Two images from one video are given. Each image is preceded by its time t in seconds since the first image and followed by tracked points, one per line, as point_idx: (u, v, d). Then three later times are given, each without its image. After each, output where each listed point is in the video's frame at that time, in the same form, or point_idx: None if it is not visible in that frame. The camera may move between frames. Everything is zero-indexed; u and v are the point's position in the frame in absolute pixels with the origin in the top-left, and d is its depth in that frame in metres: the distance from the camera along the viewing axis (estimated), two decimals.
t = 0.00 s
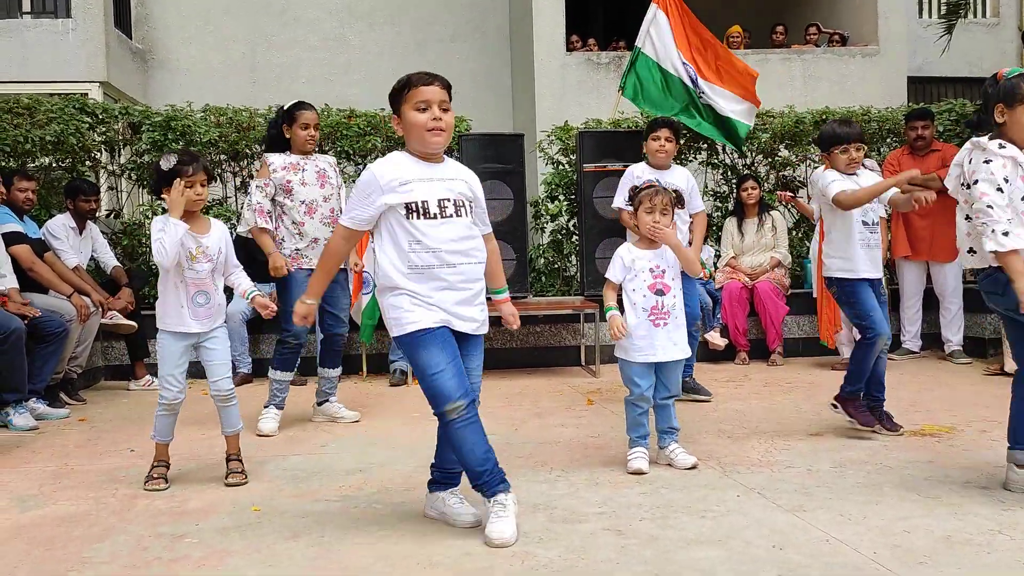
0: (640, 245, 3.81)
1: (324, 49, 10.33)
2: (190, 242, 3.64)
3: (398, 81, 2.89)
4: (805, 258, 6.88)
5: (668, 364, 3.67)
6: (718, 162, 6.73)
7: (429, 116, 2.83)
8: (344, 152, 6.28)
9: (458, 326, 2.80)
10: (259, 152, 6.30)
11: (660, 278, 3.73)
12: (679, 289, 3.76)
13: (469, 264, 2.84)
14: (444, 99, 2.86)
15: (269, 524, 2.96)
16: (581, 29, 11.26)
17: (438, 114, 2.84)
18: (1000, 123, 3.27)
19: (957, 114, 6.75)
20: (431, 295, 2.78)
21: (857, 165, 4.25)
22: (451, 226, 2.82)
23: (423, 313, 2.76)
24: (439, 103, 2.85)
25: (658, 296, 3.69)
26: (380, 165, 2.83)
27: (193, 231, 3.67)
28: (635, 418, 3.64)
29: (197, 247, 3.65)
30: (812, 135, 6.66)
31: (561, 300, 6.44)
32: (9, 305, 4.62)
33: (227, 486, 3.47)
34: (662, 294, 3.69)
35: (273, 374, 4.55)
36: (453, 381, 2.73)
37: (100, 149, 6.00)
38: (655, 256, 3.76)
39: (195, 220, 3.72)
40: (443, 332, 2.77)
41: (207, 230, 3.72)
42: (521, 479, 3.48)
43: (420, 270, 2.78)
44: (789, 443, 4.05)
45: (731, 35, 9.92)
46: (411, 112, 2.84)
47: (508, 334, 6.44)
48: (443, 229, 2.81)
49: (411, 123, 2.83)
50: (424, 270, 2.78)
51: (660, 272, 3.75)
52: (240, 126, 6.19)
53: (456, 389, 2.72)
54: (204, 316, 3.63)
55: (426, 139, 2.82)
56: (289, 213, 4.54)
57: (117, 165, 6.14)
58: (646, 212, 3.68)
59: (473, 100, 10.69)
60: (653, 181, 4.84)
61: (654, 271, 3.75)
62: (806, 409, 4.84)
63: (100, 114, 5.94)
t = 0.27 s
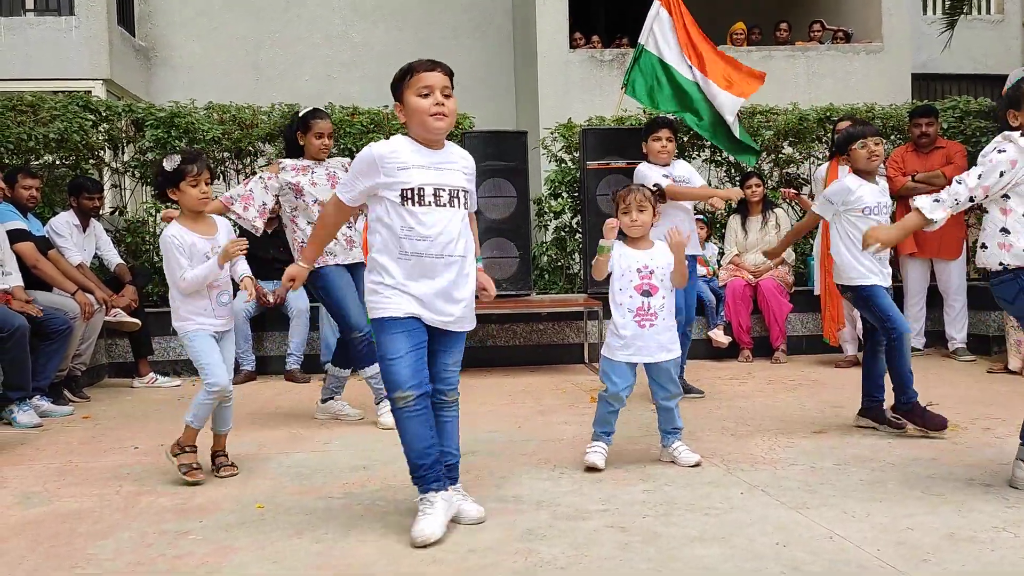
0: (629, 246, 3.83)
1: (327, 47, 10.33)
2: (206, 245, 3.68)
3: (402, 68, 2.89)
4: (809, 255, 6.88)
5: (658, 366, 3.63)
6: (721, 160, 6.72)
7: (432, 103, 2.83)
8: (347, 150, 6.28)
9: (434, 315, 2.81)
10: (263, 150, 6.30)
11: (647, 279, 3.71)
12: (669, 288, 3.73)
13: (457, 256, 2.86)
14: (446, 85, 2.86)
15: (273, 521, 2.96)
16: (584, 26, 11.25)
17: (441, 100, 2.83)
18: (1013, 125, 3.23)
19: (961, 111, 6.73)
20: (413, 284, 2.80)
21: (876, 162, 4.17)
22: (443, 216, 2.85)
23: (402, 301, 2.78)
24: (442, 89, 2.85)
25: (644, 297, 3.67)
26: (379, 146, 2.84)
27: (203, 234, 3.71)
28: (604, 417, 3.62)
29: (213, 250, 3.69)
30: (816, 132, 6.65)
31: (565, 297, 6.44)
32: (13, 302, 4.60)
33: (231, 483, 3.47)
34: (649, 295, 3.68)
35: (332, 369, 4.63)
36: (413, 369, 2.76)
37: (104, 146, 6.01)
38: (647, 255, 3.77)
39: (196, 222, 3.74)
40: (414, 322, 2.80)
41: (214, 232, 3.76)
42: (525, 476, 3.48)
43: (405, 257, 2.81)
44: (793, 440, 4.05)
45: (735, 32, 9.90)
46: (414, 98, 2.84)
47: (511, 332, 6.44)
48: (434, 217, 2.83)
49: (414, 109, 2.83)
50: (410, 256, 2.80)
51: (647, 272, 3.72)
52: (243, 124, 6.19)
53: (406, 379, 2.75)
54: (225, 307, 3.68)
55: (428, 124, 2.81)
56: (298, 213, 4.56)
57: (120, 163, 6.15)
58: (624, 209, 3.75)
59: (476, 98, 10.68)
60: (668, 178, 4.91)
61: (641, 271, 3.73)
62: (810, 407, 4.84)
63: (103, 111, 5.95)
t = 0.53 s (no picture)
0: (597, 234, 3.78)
1: (331, 44, 10.33)
2: (202, 244, 3.66)
3: (364, 69, 2.83)
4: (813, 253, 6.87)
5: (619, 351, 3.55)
6: (725, 157, 6.71)
7: (392, 112, 2.81)
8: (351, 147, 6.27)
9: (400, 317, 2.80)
10: (266, 147, 6.30)
11: (599, 259, 3.61)
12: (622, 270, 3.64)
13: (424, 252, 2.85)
14: (410, 95, 2.83)
15: (277, 517, 2.96)
16: (588, 23, 11.24)
17: (401, 110, 2.82)
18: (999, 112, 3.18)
19: (967, 107, 6.71)
20: (377, 281, 2.80)
21: (860, 163, 4.06)
22: (402, 209, 2.82)
23: (359, 299, 2.80)
24: (404, 99, 2.82)
25: (596, 278, 3.57)
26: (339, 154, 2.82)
27: (202, 231, 3.70)
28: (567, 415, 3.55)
29: (210, 250, 3.68)
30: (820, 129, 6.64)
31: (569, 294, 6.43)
32: (19, 299, 4.60)
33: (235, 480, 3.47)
34: (602, 276, 3.57)
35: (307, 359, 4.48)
36: (351, 383, 2.83)
37: (108, 144, 6.01)
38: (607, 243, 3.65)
39: (203, 219, 3.73)
40: (363, 332, 2.82)
41: (218, 228, 3.75)
42: (528, 473, 3.48)
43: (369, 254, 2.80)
44: (797, 437, 4.04)
45: (739, 28, 9.87)
46: (375, 106, 2.82)
47: (515, 329, 6.44)
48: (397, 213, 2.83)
49: (373, 117, 2.82)
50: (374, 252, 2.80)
51: (601, 254, 3.62)
52: (246, 121, 6.20)
53: (350, 391, 2.82)
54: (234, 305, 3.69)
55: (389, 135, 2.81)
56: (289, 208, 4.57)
57: (124, 160, 6.15)
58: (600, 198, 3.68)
59: (480, 95, 10.68)
60: (676, 184, 4.95)
61: (595, 253, 3.63)
62: (815, 404, 4.83)
63: (107, 109, 5.95)
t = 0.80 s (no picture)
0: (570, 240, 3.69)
1: (334, 40, 10.32)
2: (172, 238, 3.71)
3: (320, 65, 2.71)
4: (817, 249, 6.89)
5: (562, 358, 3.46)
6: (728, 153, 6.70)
7: (349, 110, 2.71)
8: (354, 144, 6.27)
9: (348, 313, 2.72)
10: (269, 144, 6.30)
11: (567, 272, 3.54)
12: (591, 283, 3.53)
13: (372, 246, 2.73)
14: (369, 91, 2.72)
15: (281, 514, 2.97)
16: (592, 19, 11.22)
17: (359, 108, 2.71)
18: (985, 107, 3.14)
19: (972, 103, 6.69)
20: (323, 279, 2.72)
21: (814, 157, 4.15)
22: (344, 205, 2.72)
23: (310, 298, 2.74)
24: (362, 96, 2.71)
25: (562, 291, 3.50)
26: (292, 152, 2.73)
27: (182, 226, 3.74)
28: (551, 417, 3.45)
29: (176, 243, 3.69)
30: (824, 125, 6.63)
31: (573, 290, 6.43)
32: (22, 296, 4.59)
33: (239, 477, 3.48)
34: (567, 290, 3.49)
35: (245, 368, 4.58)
36: (325, 377, 2.77)
37: (111, 142, 6.02)
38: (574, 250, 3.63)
39: (193, 216, 3.78)
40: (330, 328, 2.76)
41: (201, 225, 3.75)
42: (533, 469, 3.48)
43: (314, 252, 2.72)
44: (802, 434, 4.04)
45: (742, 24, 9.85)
46: (334, 103, 2.70)
47: (519, 326, 6.44)
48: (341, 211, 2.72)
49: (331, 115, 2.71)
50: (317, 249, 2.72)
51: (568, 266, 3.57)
52: (250, 118, 6.20)
53: (326, 385, 2.77)
54: (194, 307, 3.62)
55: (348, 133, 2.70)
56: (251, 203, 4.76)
57: (128, 158, 6.16)
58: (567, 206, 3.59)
59: (483, 92, 10.67)
60: (667, 176, 5.02)
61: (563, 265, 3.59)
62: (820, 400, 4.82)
63: (111, 106, 5.96)
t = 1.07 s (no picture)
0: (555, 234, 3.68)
1: (337, 38, 10.32)
2: (150, 233, 3.76)
3: (307, 74, 2.65)
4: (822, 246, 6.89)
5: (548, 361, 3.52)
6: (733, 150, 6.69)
7: (335, 122, 2.64)
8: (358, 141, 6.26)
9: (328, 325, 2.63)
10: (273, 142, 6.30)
11: (559, 269, 3.56)
12: (583, 280, 3.55)
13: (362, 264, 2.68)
14: (355, 104, 2.67)
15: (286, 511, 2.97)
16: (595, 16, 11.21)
17: (345, 121, 2.65)
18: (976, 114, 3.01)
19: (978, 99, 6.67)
20: (311, 291, 2.67)
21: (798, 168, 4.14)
22: (340, 220, 2.69)
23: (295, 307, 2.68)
24: (349, 109, 2.66)
25: (551, 288, 3.53)
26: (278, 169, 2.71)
27: (165, 225, 3.79)
28: (546, 417, 3.50)
29: (155, 240, 3.75)
30: (829, 121, 6.62)
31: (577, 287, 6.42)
32: (28, 295, 4.60)
33: (244, 474, 3.48)
34: (558, 287, 3.52)
35: (235, 357, 4.46)
36: (303, 390, 2.74)
37: (116, 141, 6.03)
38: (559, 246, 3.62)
39: (176, 217, 3.82)
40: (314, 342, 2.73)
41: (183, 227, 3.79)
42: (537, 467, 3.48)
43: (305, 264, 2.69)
44: (806, 431, 4.03)
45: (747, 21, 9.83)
46: (318, 115, 2.64)
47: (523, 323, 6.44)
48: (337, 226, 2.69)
49: (313, 126, 2.65)
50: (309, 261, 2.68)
51: (561, 263, 3.57)
52: (253, 116, 6.20)
53: (302, 398, 2.74)
54: (161, 306, 3.66)
55: (331, 146, 2.65)
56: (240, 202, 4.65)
57: (132, 157, 6.17)
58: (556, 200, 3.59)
59: (486, 90, 10.66)
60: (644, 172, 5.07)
61: (555, 262, 3.59)
62: (825, 397, 4.82)
63: (115, 105, 5.96)
